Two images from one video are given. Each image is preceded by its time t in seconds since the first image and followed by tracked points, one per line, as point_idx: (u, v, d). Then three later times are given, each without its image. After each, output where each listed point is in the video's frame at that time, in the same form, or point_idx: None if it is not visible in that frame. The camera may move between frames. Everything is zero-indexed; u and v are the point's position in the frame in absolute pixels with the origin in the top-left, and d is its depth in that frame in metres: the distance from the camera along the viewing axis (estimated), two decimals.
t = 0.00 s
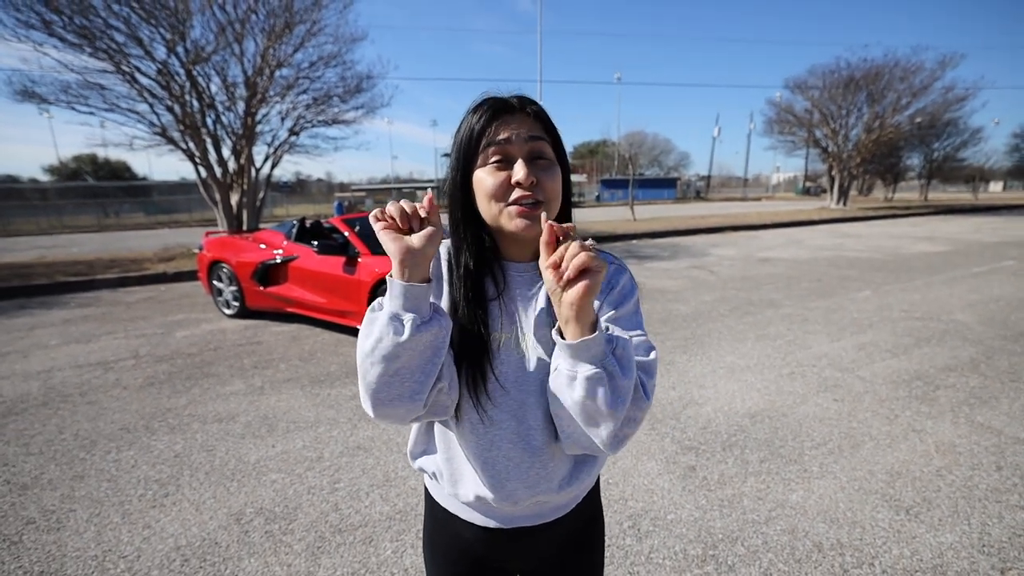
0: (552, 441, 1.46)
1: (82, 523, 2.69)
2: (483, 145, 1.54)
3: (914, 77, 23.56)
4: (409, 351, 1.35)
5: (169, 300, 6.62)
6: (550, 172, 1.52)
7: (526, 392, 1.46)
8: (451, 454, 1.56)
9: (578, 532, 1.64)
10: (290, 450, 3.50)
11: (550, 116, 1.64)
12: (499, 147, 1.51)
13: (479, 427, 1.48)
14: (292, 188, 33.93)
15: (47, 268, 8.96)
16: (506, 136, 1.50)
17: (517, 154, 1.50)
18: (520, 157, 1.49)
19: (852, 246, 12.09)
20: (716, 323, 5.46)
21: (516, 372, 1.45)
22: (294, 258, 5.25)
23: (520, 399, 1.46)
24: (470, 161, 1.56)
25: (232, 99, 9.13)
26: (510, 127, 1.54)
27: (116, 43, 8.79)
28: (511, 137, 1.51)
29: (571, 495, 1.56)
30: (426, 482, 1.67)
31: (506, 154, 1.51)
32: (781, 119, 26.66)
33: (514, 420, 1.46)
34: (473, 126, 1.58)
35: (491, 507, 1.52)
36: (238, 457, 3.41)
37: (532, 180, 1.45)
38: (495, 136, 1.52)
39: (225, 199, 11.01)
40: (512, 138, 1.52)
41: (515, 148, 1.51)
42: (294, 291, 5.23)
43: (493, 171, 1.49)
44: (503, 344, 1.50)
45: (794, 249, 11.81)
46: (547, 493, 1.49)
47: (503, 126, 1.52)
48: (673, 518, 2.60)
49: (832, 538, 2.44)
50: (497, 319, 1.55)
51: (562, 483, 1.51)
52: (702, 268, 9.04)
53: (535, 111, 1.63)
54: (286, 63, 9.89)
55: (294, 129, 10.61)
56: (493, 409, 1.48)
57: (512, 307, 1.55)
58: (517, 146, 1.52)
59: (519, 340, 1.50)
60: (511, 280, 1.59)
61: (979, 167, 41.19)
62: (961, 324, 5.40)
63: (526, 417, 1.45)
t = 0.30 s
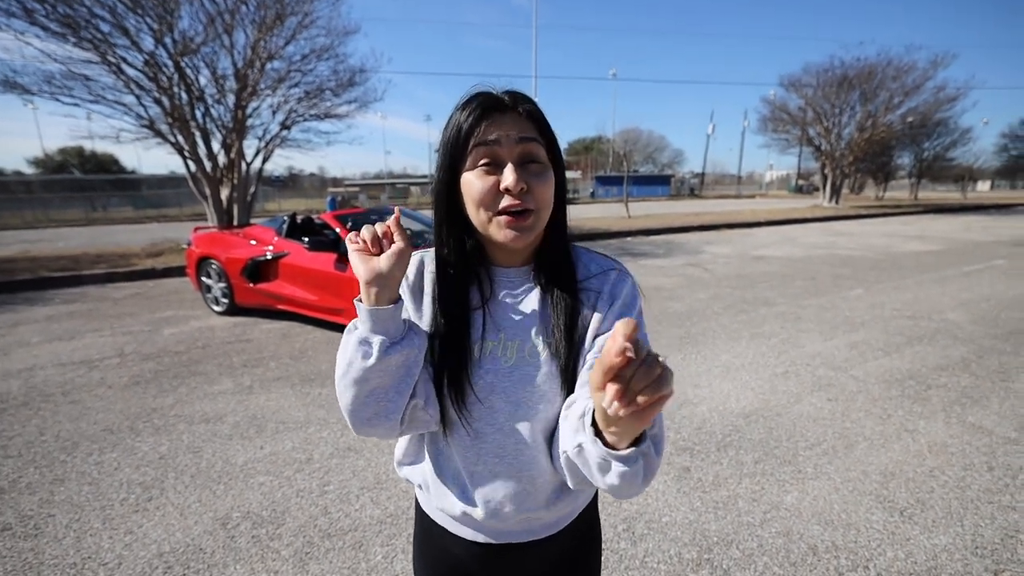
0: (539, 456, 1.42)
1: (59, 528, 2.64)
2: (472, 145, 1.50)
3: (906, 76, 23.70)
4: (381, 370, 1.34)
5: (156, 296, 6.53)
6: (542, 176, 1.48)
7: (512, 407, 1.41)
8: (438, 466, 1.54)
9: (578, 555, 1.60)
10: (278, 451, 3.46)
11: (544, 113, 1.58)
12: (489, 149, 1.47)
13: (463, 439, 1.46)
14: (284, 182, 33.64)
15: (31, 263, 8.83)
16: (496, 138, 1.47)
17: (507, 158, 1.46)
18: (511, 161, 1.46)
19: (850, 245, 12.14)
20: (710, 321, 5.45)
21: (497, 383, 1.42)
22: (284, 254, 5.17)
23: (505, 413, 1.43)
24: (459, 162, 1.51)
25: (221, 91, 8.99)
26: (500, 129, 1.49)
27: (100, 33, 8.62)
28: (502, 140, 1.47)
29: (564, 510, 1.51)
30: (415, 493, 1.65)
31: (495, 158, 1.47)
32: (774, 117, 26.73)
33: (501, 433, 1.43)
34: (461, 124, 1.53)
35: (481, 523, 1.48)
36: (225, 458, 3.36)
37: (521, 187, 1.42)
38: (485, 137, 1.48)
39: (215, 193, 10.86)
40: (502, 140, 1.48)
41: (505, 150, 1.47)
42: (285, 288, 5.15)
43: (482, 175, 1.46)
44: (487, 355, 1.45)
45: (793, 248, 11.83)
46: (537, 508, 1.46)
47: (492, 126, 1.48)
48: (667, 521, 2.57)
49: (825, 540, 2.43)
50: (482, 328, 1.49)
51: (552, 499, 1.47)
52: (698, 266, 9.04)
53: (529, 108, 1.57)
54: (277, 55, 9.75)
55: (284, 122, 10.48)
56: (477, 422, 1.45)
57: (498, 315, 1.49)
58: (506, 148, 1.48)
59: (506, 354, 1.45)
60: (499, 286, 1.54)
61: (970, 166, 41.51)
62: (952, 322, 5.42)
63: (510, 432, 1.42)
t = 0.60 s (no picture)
0: None
1: None
2: (464, 127, 1.23)
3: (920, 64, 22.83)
4: (367, 422, 1.11)
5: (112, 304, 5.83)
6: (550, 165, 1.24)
7: (518, 455, 1.20)
8: None
9: None
10: (224, 498, 2.91)
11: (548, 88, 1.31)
12: (485, 131, 1.21)
13: None
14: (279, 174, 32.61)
15: None
16: (493, 118, 1.20)
17: (506, 143, 1.20)
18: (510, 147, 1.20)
19: (907, 246, 11.24)
20: (749, 338, 4.71)
21: (499, 426, 1.21)
22: (231, 257, 4.35)
23: None
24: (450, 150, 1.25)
25: (157, 59, 8.07)
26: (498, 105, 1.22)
27: None
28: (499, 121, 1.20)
29: None
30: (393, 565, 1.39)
31: (493, 142, 1.21)
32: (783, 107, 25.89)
33: None
34: (449, 101, 1.25)
35: None
36: (158, 507, 2.84)
37: (526, 179, 1.19)
38: (479, 116, 1.21)
39: (149, 181, 9.91)
40: (501, 120, 1.21)
41: (506, 132, 1.21)
42: (232, 298, 4.33)
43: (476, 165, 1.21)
44: (485, 390, 1.24)
45: (838, 249, 10.94)
46: None
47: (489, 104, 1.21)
48: None
49: None
50: (477, 356, 1.27)
51: None
52: (733, 270, 8.25)
53: (530, 82, 1.29)
54: (225, 17, 8.80)
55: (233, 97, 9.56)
56: None
57: (495, 340, 1.29)
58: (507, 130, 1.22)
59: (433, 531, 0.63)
60: (496, 300, 1.32)
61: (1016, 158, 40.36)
62: None
63: None
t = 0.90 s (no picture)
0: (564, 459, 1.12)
1: (10, 527, 2.20)
2: (481, 149, 1.21)
3: (902, 76, 23.72)
4: (448, 458, 0.96)
5: (149, 299, 6.50)
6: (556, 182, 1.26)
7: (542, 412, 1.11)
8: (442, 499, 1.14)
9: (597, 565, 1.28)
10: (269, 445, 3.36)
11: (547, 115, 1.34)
12: (502, 150, 1.18)
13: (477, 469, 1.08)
14: (282, 182, 33.56)
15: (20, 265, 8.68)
16: (510, 138, 1.19)
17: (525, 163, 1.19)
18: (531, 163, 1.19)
19: (848, 245, 12.15)
20: (711, 323, 5.34)
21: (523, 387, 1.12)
22: (277, 256, 5.19)
23: (526, 421, 1.10)
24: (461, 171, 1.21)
25: (214, 90, 8.92)
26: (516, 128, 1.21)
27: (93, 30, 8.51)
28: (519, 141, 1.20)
29: (589, 524, 1.21)
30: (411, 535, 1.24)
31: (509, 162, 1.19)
32: (771, 116, 26.67)
33: (520, 446, 1.09)
34: (465, 125, 1.24)
35: (496, 555, 1.13)
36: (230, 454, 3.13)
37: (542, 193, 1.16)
38: (498, 137, 1.20)
39: (209, 193, 10.78)
40: (517, 142, 1.20)
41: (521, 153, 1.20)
42: (278, 290, 5.17)
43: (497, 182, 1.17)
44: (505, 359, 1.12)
45: (790, 247, 11.75)
46: (561, 527, 1.14)
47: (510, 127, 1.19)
48: (672, 533, 2.08)
49: (838, 554, 1.98)
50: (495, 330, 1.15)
51: (578, 513, 1.16)
52: (697, 266, 8.97)
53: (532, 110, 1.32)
54: (271, 53, 9.62)
55: (279, 121, 10.36)
56: (500, 437, 1.09)
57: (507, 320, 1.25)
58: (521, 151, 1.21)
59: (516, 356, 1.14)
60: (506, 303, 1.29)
61: (960, 166, 41.50)
62: (955, 324, 5.37)
63: (537, 443, 1.10)
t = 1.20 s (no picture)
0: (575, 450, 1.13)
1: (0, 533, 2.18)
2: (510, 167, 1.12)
3: (895, 76, 23.83)
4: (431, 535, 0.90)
5: (145, 301, 6.45)
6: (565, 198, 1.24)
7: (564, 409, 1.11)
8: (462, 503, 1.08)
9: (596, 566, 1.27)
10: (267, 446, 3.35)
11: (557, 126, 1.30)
12: (531, 169, 1.12)
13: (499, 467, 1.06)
14: (277, 183, 33.43)
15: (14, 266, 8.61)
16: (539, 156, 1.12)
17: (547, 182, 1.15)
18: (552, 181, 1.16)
19: (841, 244, 12.21)
20: (707, 322, 5.35)
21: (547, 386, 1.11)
22: (273, 256, 5.18)
23: (542, 415, 1.10)
24: (483, 186, 1.12)
25: (210, 90, 8.87)
26: (538, 141, 1.15)
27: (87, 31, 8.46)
28: (542, 157, 1.15)
29: (593, 517, 1.21)
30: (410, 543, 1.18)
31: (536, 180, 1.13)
32: (767, 116, 26.71)
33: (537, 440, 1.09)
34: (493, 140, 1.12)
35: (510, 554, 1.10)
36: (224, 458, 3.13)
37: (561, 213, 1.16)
38: (527, 155, 1.12)
39: (204, 193, 10.74)
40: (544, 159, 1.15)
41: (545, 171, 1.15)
42: (274, 290, 5.16)
43: (524, 202, 1.12)
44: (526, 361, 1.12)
45: (783, 246, 11.81)
46: (572, 520, 1.13)
47: (536, 143, 1.13)
48: (669, 535, 2.07)
49: (835, 554, 1.98)
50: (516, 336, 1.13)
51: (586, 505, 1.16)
52: (693, 266, 8.99)
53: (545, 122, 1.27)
54: (267, 54, 9.60)
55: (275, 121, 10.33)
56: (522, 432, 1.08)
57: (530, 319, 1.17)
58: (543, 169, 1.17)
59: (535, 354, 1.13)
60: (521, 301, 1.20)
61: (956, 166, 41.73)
62: (949, 323, 5.40)
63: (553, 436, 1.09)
